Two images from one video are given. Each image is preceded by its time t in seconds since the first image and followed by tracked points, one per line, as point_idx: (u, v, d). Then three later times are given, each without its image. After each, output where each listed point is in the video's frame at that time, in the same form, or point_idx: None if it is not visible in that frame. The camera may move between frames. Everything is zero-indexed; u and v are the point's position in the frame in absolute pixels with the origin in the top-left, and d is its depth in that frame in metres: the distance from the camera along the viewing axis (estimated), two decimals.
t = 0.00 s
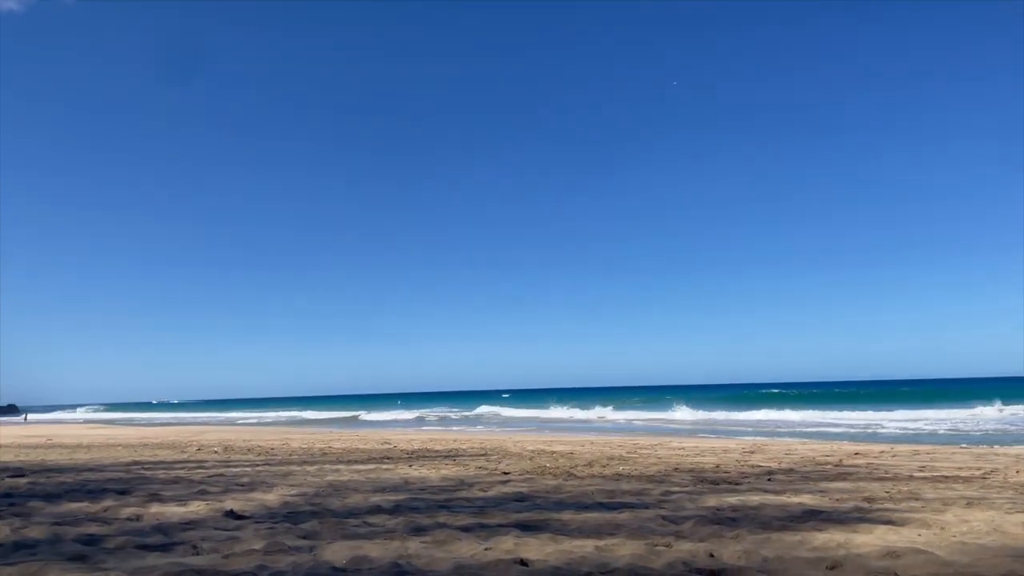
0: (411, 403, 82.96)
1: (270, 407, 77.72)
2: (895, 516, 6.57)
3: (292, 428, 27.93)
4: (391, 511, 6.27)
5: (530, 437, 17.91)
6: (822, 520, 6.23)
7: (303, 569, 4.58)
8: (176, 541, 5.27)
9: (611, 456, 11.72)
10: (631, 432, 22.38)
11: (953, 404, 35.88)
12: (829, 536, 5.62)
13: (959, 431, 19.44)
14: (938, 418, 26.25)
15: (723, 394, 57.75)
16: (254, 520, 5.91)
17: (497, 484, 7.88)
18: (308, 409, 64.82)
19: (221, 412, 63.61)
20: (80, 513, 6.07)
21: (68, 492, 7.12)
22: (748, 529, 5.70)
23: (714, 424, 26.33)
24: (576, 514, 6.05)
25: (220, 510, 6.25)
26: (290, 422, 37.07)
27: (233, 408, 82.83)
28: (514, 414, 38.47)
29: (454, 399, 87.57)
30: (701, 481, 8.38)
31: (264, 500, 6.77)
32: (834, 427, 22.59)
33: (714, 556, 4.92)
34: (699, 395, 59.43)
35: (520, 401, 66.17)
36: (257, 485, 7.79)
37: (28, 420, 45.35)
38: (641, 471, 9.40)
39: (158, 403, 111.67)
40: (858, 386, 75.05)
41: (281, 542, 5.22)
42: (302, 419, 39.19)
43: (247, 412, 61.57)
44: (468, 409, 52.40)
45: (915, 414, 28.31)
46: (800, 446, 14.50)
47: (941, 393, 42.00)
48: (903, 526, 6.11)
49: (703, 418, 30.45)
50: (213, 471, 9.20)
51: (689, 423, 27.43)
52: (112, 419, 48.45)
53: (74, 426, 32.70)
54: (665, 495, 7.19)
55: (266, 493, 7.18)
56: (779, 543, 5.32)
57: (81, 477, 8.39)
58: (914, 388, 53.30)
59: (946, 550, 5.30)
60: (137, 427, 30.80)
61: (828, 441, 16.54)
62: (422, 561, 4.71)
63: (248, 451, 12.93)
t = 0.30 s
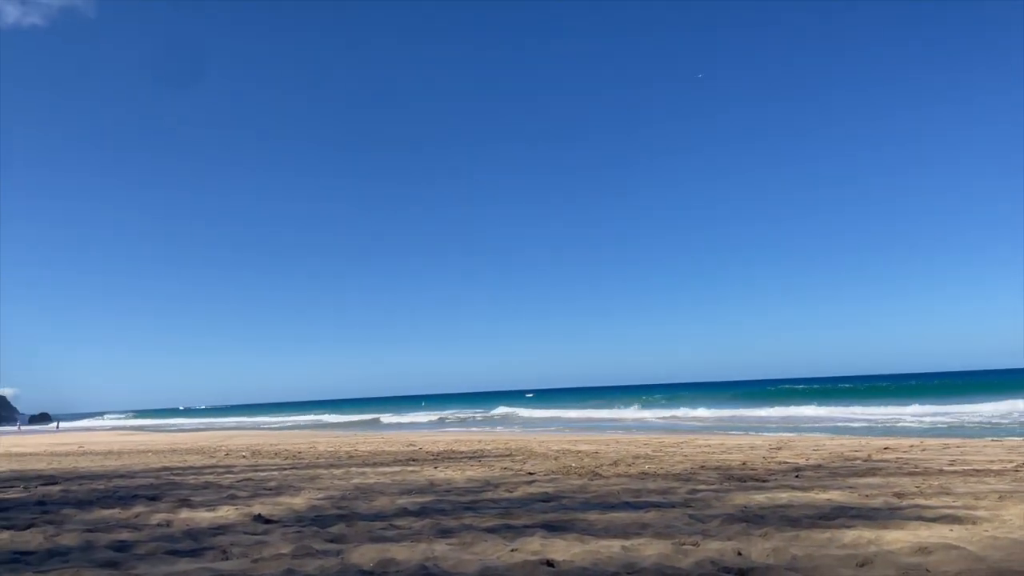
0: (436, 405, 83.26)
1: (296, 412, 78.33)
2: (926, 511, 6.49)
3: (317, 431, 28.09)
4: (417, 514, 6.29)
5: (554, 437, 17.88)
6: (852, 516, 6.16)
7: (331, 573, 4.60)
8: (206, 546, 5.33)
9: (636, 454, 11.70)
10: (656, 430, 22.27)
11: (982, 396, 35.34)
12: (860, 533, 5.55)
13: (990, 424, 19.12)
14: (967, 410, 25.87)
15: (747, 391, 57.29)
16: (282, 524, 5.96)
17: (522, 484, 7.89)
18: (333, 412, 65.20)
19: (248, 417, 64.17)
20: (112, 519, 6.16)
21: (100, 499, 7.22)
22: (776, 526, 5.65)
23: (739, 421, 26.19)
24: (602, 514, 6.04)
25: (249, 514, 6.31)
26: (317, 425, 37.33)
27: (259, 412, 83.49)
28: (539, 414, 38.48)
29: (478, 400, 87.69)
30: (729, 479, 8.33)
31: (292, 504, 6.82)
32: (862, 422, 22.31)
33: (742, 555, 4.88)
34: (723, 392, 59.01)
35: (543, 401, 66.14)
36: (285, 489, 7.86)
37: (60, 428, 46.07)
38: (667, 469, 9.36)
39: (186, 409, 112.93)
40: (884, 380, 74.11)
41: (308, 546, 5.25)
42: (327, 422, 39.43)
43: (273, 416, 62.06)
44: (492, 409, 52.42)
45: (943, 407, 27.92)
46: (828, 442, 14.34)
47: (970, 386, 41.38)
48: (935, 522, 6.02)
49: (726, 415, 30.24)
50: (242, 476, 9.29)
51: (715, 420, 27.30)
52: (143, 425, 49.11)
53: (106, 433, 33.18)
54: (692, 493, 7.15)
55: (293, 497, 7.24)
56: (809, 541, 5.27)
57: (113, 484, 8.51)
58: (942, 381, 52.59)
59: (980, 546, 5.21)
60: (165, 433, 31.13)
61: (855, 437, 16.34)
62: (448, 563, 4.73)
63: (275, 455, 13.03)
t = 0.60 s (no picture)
0: (460, 409, 83.37)
1: (320, 416, 78.75)
2: (955, 511, 6.40)
3: (340, 436, 28.23)
4: (441, 518, 6.29)
5: (578, 439, 17.84)
6: (880, 518, 6.07)
7: None
8: (232, 552, 5.37)
9: (660, 456, 11.66)
10: (680, 431, 22.15)
11: (1012, 395, 34.75)
12: (888, 535, 5.49)
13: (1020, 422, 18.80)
14: (996, 409, 25.45)
15: (771, 391, 56.80)
16: (307, 529, 6.00)
17: (546, 488, 7.90)
18: (357, 417, 65.46)
19: (273, 422, 64.60)
20: (141, 526, 6.23)
21: (128, 505, 7.32)
22: (802, 529, 5.60)
23: (764, 421, 26.03)
24: (626, 517, 6.01)
25: (274, 520, 6.36)
26: (341, 430, 37.56)
27: (285, 417, 84.02)
28: (563, 416, 38.44)
29: (502, 403, 87.63)
30: (754, 480, 8.28)
31: (316, 509, 6.86)
32: (889, 421, 22.04)
33: (768, 558, 4.84)
34: (747, 393, 58.56)
35: (565, 403, 65.98)
36: (309, 494, 7.90)
37: (89, 435, 46.57)
38: (691, 471, 9.32)
39: (211, 415, 113.92)
40: (911, 379, 73.16)
41: (333, 551, 5.28)
42: (350, 427, 39.59)
43: (298, 421, 62.40)
44: (514, 412, 52.37)
45: (971, 406, 27.50)
46: (854, 442, 14.17)
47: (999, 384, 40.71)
48: (965, 523, 5.93)
49: (750, 416, 29.99)
50: (267, 481, 9.36)
51: (740, 421, 27.15)
52: (171, 432, 49.62)
53: (133, 440, 33.53)
54: (717, 495, 7.11)
55: (318, 502, 7.28)
56: (835, 543, 5.23)
57: (140, 490, 8.60)
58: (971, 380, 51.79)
59: (1011, 547, 5.13)
60: (190, 440, 31.39)
61: (883, 436, 16.14)
62: (472, 568, 4.72)
63: (300, 460, 13.11)
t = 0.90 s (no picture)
0: (483, 413, 83.43)
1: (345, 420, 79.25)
2: (987, 517, 6.29)
3: (366, 439, 28.35)
4: (465, 522, 6.29)
5: (602, 444, 17.77)
6: (910, 523, 5.99)
7: None
8: (259, 555, 5.41)
9: (685, 461, 11.59)
10: (706, 436, 21.99)
11: None
12: (918, 540, 5.41)
13: None
14: None
15: (798, 395, 56.27)
16: (332, 533, 6.03)
17: (570, 492, 7.88)
18: (382, 421, 65.78)
19: (299, 426, 65.05)
20: (169, 528, 6.30)
21: (158, 508, 7.40)
22: (831, 534, 5.53)
23: (792, 425, 25.83)
24: (652, 521, 5.98)
25: (301, 523, 6.40)
26: (366, 433, 37.80)
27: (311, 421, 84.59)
28: (587, 421, 38.39)
29: (526, 407, 87.58)
30: (779, 485, 8.19)
31: (341, 513, 6.90)
32: (919, 425, 21.72)
33: (796, 563, 4.79)
34: (773, 397, 58.06)
35: (590, 407, 65.79)
36: (334, 497, 7.94)
37: (119, 439, 47.21)
38: (717, 475, 9.25)
39: (238, 419, 115.07)
40: (942, 382, 72.10)
41: (358, 555, 5.30)
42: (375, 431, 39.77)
43: (323, 424, 62.81)
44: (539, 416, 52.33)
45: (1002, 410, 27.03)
46: (884, 446, 13.98)
47: None
48: (999, 528, 5.83)
49: (776, 420, 29.70)
50: (293, 484, 9.42)
51: (767, 425, 26.95)
52: (200, 435, 50.20)
53: (162, 444, 33.91)
54: (743, 500, 7.05)
55: (343, 506, 7.31)
56: (864, 549, 5.16)
57: (168, 494, 8.70)
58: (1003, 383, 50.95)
59: None
60: (217, 443, 31.70)
61: (912, 441, 15.93)
62: (497, 572, 4.72)
63: (325, 463, 13.18)
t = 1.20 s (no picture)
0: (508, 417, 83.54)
1: (370, 422, 79.73)
2: None
3: (391, 441, 28.46)
4: (490, 524, 6.28)
5: (627, 448, 17.70)
6: (942, 531, 5.88)
7: None
8: (287, 554, 5.46)
9: (711, 466, 11.51)
10: (733, 440, 21.81)
11: None
12: (948, 548, 5.33)
13: None
14: None
15: (827, 401, 55.57)
16: (358, 533, 6.07)
17: (596, 496, 7.83)
18: (408, 423, 66.05)
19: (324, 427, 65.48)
20: (197, 527, 6.37)
21: (186, 507, 7.49)
22: (860, 541, 5.45)
23: (820, 431, 25.60)
24: (678, 526, 5.94)
25: (326, 524, 6.43)
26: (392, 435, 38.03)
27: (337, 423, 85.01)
28: (611, 425, 38.32)
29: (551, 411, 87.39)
30: (807, 491, 8.11)
31: (367, 513, 6.93)
32: (950, 433, 21.35)
33: (825, 569, 4.74)
34: (801, 402, 57.42)
35: (615, 411, 65.49)
36: (359, 498, 7.99)
37: (149, 439, 47.91)
38: (743, 481, 9.17)
39: (266, 421, 116.18)
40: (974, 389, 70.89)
41: (384, 555, 5.32)
42: (400, 433, 39.92)
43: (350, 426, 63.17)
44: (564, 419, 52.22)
45: None
46: (916, 453, 13.76)
47: None
48: None
49: (804, 426, 29.35)
50: (318, 485, 9.48)
51: (794, 431, 26.72)
52: (228, 436, 50.80)
53: (192, 444, 34.30)
54: (771, 506, 7.00)
55: (368, 506, 7.34)
56: (893, 556, 5.08)
57: (197, 493, 8.80)
58: None
59: None
60: (246, 443, 32.03)
61: (944, 447, 15.68)
62: None
63: (350, 465, 13.26)
